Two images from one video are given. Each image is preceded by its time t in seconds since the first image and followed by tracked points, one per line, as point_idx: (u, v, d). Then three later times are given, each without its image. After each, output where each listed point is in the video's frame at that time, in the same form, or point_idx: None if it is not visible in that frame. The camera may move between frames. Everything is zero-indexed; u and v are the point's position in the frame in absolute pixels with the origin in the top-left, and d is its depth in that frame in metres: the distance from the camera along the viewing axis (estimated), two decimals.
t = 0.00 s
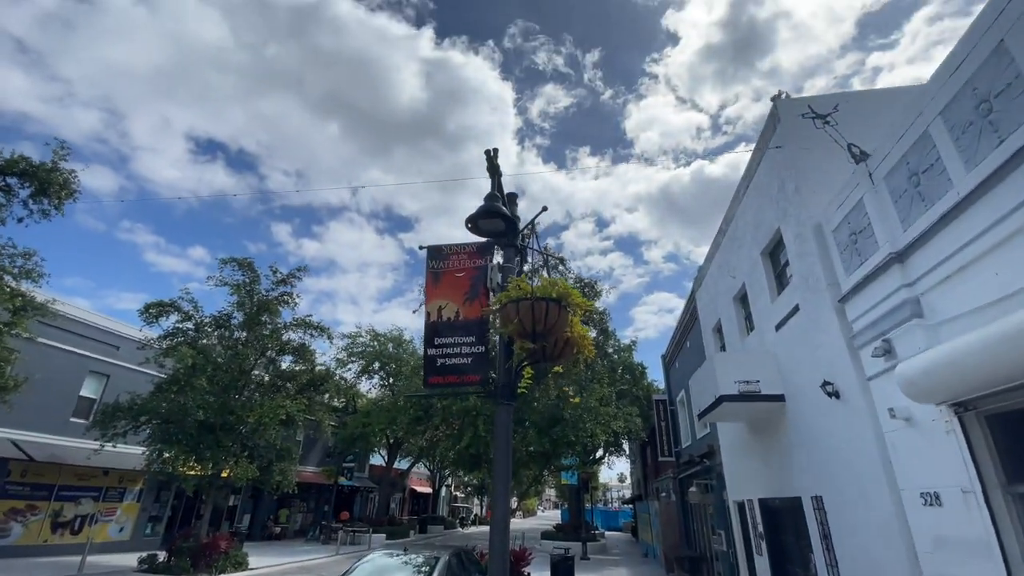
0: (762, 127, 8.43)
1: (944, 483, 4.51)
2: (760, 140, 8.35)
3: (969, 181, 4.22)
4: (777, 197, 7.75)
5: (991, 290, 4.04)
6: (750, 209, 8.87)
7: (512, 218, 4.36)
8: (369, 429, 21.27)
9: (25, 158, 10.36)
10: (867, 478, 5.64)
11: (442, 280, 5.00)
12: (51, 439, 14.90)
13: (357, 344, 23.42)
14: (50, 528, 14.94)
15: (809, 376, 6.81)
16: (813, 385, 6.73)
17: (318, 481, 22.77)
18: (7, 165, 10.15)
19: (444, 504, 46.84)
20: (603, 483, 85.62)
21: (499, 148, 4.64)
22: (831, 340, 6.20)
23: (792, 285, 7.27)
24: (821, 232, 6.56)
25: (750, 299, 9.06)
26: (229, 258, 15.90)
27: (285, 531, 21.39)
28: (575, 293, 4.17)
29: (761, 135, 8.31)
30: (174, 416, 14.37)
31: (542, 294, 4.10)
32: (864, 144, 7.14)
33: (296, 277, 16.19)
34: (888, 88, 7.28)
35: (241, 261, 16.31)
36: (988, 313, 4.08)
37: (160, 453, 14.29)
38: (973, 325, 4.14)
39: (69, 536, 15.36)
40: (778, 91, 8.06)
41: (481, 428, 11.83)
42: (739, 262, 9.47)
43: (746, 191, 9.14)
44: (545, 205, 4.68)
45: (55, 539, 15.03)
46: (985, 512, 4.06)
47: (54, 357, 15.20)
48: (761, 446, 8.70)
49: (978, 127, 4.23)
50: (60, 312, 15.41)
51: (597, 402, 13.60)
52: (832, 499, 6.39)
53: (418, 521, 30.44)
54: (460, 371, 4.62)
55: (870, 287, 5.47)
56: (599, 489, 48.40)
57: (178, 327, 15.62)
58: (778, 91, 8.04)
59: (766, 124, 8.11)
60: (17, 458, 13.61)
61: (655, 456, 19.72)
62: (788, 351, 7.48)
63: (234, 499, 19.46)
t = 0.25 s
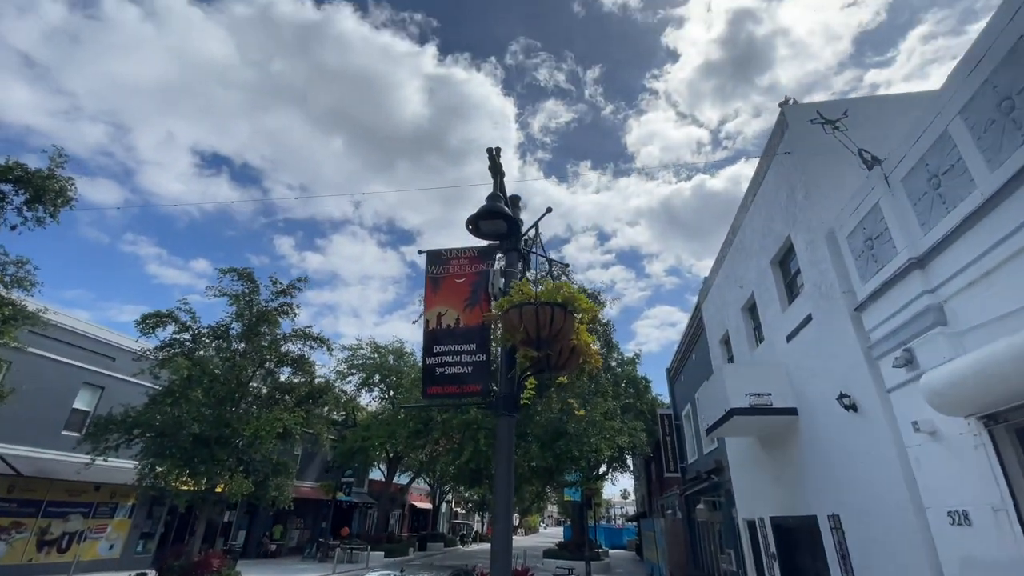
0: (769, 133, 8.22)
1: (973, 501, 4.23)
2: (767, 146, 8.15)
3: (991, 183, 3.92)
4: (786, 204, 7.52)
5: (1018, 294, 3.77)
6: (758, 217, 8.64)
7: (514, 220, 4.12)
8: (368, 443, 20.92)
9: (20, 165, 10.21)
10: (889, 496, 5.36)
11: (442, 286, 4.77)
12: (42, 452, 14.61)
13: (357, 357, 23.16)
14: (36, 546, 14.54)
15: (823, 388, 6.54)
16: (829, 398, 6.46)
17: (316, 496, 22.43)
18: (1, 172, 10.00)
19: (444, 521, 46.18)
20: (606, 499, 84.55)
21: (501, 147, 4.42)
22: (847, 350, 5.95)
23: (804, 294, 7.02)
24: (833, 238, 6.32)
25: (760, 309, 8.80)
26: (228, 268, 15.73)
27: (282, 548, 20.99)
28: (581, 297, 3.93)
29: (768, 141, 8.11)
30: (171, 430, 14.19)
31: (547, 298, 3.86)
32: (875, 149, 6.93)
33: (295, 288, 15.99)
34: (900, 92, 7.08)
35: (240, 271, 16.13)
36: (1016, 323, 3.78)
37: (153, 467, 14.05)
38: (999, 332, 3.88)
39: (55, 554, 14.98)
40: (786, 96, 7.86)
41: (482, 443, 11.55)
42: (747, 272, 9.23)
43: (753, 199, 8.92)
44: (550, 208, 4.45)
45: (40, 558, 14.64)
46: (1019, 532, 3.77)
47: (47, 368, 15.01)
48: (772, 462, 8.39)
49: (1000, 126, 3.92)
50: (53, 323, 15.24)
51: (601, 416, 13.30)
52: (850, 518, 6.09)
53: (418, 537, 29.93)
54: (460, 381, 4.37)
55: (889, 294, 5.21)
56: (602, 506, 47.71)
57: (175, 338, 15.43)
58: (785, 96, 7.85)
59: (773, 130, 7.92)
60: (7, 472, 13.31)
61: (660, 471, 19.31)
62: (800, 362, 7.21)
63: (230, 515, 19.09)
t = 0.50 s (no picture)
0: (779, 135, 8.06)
1: (1008, 514, 3.96)
2: (777, 148, 7.97)
3: None
4: (798, 206, 7.32)
5: None
6: (769, 221, 8.44)
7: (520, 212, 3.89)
8: (367, 454, 20.62)
9: (20, 168, 10.07)
10: (912, 508, 5.12)
11: (444, 285, 4.56)
12: (38, 460, 14.32)
13: (357, 367, 22.93)
14: (31, 556, 14.21)
15: (841, 396, 6.29)
16: (846, 406, 6.22)
17: (314, 508, 22.12)
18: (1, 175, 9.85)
19: (444, 535, 45.62)
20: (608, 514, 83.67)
21: (506, 138, 4.21)
22: (868, 356, 5.70)
23: (818, 298, 6.79)
24: (850, 240, 6.11)
25: (770, 316, 8.57)
26: (228, 275, 15.57)
27: (278, 561, 20.60)
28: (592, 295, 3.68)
29: (778, 143, 7.94)
30: (167, 438, 13.90)
31: (555, 295, 3.63)
32: (890, 150, 6.75)
33: (296, 295, 15.82)
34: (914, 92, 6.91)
35: (241, 278, 15.97)
36: None
37: (148, 476, 13.81)
38: None
39: (50, 564, 14.62)
40: (796, 97, 7.71)
41: (484, 453, 11.29)
42: (757, 278, 9.01)
43: (762, 204, 8.74)
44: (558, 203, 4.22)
45: (35, 568, 14.28)
46: None
47: (42, 375, 14.77)
48: (784, 474, 8.11)
49: None
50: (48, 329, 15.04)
51: (606, 427, 13.07)
52: (870, 532, 5.83)
53: (418, 551, 29.42)
54: (463, 385, 4.12)
55: (912, 296, 4.99)
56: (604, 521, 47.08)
57: (174, 345, 15.23)
58: (795, 97, 7.69)
59: (784, 131, 7.75)
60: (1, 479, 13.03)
61: (665, 484, 18.94)
62: (815, 369, 6.96)
63: (227, 526, 18.74)
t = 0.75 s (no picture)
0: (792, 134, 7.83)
1: None
2: (790, 148, 7.75)
3: None
4: (814, 207, 7.08)
5: None
6: (781, 223, 8.20)
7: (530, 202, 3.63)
8: (367, 463, 20.26)
9: (21, 169, 9.83)
10: (944, 520, 4.85)
11: (449, 282, 4.30)
12: (38, 466, 14.00)
13: (358, 375, 22.63)
14: (30, 562, 13.85)
15: (864, 403, 6.03)
16: (870, 413, 5.96)
17: (314, 518, 21.83)
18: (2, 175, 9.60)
19: (444, 546, 45.02)
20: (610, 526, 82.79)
21: (514, 125, 3.97)
22: (894, 361, 5.45)
23: (837, 301, 6.53)
24: (871, 240, 5.86)
25: (783, 321, 8.31)
26: (229, 280, 15.33)
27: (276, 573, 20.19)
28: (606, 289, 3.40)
29: (791, 143, 7.72)
30: (167, 446, 13.43)
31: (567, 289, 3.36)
32: (909, 147, 6.54)
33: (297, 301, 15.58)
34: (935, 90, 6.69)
35: (242, 283, 15.75)
36: None
37: (144, 484, 13.48)
38: None
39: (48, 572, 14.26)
40: (810, 95, 7.49)
41: (488, 463, 11.01)
42: (769, 282, 8.75)
43: (774, 206, 8.51)
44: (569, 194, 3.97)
45: None
46: None
47: (40, 380, 14.49)
48: (799, 486, 7.81)
49: None
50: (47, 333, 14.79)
51: (612, 436, 12.80)
52: (897, 546, 5.54)
53: (418, 564, 28.90)
54: (468, 387, 3.85)
55: (943, 296, 4.73)
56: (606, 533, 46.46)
57: (173, 350, 14.96)
58: (810, 95, 7.48)
59: (797, 131, 7.53)
60: None
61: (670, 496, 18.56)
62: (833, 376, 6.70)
63: (225, 536, 18.37)
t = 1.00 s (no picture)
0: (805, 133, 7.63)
1: None
2: (804, 146, 7.54)
3: None
4: (829, 205, 6.85)
5: None
6: (793, 224, 7.98)
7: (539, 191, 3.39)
8: (367, 471, 19.95)
9: (16, 168, 9.64)
10: (977, 533, 4.60)
11: (451, 278, 4.06)
12: (28, 474, 13.74)
13: (359, 381, 22.38)
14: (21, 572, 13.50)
15: (888, 409, 5.78)
16: (894, 421, 5.70)
17: (313, 528, 21.53)
18: None
19: (445, 557, 44.49)
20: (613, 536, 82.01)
21: (522, 111, 3.75)
22: (920, 365, 5.22)
23: (855, 302, 6.29)
24: (893, 238, 5.64)
25: (796, 325, 8.06)
26: (228, 284, 15.14)
27: None
28: (620, 282, 3.15)
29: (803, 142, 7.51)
30: (163, 452, 13.31)
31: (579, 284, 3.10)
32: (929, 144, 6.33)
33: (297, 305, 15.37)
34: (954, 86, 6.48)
35: (242, 288, 15.56)
36: None
37: (137, 491, 13.28)
38: None
39: None
40: (824, 93, 7.30)
41: (492, 471, 10.69)
42: (781, 286, 8.50)
43: (786, 207, 8.28)
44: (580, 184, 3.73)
45: None
46: None
47: (35, 384, 14.29)
48: (814, 497, 7.53)
49: None
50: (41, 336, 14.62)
51: (618, 444, 12.50)
52: (924, 561, 5.26)
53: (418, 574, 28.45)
54: (470, 389, 3.59)
55: (973, 295, 4.49)
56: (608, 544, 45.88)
57: (171, 355, 14.75)
58: (823, 92, 7.28)
59: (810, 129, 7.32)
60: None
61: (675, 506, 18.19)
62: (852, 381, 6.45)
63: (221, 546, 18.06)
